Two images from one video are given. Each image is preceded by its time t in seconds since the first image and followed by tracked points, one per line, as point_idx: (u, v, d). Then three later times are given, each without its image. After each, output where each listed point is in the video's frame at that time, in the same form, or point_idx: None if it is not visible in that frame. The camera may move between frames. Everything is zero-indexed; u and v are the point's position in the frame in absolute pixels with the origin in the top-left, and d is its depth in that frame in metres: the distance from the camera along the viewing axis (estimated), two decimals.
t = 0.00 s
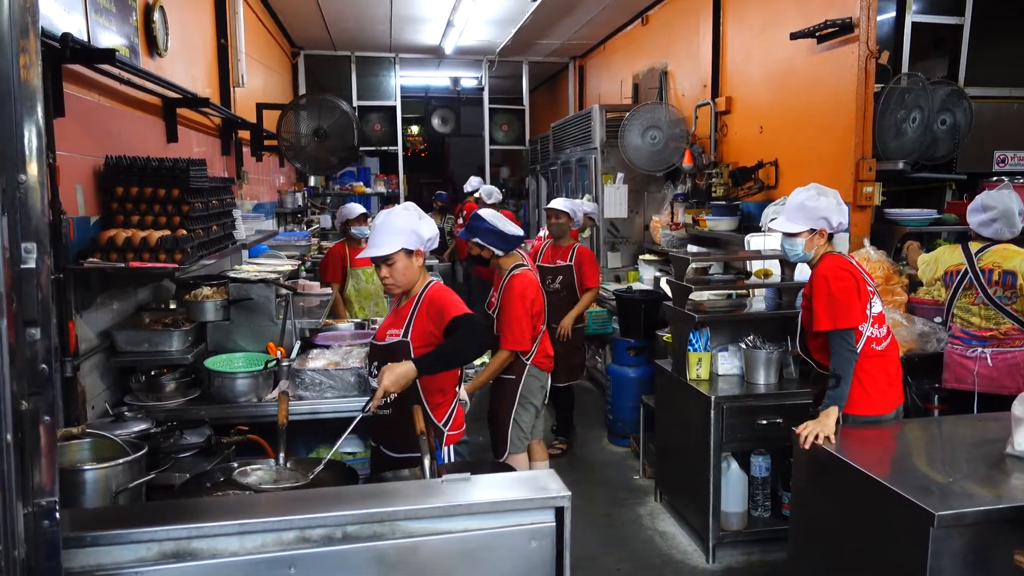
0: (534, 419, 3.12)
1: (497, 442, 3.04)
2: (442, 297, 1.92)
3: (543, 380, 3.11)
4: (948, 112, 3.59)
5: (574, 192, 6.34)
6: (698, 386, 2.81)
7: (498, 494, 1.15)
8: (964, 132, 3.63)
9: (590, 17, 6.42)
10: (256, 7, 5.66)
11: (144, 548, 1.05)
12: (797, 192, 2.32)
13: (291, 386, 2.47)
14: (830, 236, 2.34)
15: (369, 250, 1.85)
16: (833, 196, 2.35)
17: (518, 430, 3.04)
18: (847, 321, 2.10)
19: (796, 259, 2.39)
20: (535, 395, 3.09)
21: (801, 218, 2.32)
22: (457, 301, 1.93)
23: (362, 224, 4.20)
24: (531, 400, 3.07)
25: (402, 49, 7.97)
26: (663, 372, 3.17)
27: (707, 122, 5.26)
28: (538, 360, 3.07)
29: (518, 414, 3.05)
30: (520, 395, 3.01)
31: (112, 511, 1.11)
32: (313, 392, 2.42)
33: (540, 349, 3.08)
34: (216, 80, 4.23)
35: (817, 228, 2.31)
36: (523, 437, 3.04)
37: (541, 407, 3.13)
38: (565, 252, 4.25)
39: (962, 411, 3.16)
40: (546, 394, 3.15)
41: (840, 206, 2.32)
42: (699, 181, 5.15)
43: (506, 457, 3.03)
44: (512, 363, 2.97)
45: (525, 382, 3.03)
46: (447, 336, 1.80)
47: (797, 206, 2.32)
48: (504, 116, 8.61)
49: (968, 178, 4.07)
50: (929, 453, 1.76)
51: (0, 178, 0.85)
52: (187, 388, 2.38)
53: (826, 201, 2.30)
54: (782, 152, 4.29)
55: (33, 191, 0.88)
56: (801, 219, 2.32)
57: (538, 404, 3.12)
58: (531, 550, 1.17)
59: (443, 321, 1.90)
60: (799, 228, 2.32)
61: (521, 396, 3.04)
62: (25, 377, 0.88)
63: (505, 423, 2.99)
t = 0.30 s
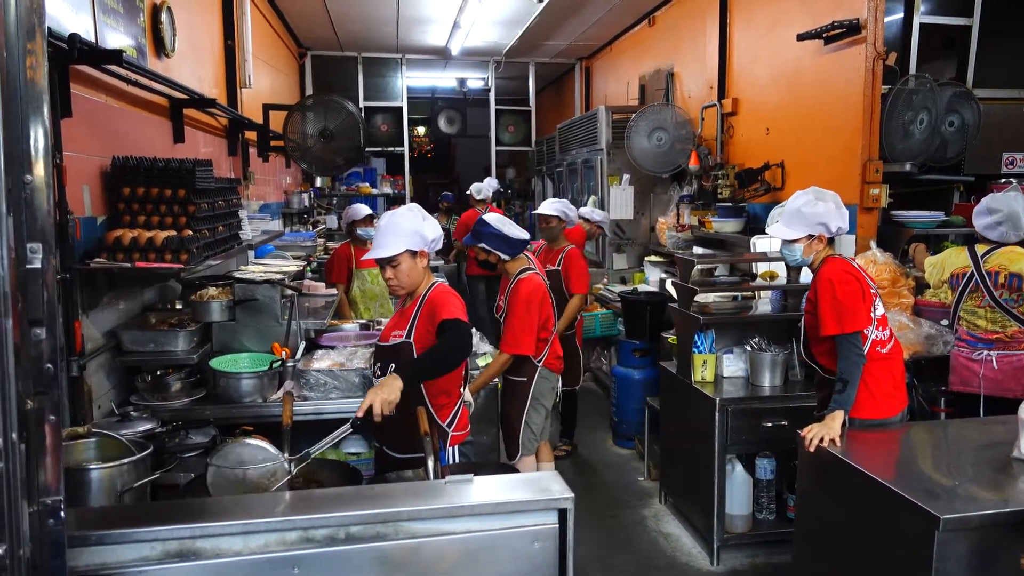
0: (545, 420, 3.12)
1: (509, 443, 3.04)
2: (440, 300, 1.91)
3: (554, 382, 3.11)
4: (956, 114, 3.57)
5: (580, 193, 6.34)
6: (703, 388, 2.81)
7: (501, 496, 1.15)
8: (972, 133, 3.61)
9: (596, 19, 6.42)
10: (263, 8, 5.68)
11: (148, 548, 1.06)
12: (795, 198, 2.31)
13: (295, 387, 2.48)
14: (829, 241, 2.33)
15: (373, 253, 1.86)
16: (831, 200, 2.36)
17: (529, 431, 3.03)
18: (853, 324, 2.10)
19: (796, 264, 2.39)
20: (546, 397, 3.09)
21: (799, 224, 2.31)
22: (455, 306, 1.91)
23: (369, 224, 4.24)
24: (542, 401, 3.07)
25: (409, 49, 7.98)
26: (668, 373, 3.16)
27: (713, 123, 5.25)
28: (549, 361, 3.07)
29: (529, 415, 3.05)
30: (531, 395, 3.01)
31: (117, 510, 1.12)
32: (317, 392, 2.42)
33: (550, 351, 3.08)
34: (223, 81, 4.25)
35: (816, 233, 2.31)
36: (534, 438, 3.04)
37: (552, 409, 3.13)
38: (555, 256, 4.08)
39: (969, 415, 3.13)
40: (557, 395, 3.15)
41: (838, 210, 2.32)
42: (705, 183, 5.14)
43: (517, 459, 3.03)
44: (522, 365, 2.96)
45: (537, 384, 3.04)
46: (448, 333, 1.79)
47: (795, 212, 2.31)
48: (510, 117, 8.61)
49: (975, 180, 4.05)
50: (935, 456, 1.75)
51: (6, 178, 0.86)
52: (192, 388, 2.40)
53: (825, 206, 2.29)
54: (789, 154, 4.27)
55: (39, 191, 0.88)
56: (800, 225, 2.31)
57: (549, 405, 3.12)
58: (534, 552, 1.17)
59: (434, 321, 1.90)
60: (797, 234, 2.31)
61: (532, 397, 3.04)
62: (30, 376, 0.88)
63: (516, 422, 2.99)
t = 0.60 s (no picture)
0: (541, 420, 3.12)
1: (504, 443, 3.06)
2: (442, 295, 1.92)
3: (550, 381, 3.10)
4: (957, 114, 3.57)
5: (581, 193, 6.34)
6: (702, 389, 2.81)
7: (500, 496, 1.15)
8: (973, 134, 3.61)
9: (597, 19, 6.43)
10: (265, 8, 5.69)
11: (147, 546, 1.06)
12: (793, 193, 2.31)
13: (295, 386, 2.48)
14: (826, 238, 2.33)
15: (371, 253, 1.86)
16: (829, 196, 2.35)
17: (523, 431, 3.05)
18: (851, 325, 2.10)
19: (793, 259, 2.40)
20: (542, 397, 3.08)
21: (795, 220, 2.32)
22: (455, 297, 1.93)
23: (369, 224, 4.25)
24: (537, 401, 3.07)
25: (410, 49, 7.98)
26: (668, 373, 3.16)
27: (713, 124, 5.25)
28: (546, 361, 3.06)
29: (524, 415, 3.06)
30: (526, 395, 3.01)
31: (117, 508, 1.12)
32: (317, 391, 2.42)
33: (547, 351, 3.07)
34: (224, 80, 4.25)
35: (811, 229, 2.31)
36: (529, 438, 3.05)
37: (548, 409, 3.13)
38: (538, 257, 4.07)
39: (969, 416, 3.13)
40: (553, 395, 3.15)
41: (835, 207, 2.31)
42: (705, 183, 5.14)
43: (512, 457, 3.04)
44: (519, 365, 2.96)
45: (532, 384, 3.04)
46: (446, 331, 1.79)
47: (791, 208, 2.32)
48: (511, 117, 8.61)
49: (976, 181, 4.05)
50: (935, 457, 1.75)
51: (7, 177, 0.86)
52: (193, 387, 2.40)
53: (822, 202, 2.28)
54: (789, 155, 4.27)
55: (41, 190, 0.88)
56: (796, 221, 2.31)
57: (545, 405, 3.12)
58: (533, 552, 1.17)
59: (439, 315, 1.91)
60: (793, 230, 2.32)
61: (527, 398, 3.04)
62: (31, 375, 0.88)
63: (510, 423, 2.99)
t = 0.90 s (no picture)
0: (540, 420, 3.14)
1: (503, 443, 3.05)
2: (446, 292, 1.93)
3: (549, 382, 3.10)
4: (957, 114, 3.57)
5: (580, 193, 6.34)
6: (702, 389, 2.81)
7: (500, 496, 1.15)
8: (973, 134, 3.61)
9: (597, 19, 6.43)
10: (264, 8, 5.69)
11: (147, 546, 1.06)
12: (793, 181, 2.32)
13: (295, 386, 2.48)
14: (817, 230, 2.32)
15: (374, 252, 1.86)
16: (830, 190, 2.32)
17: (522, 432, 3.06)
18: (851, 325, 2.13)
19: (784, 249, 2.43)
20: (541, 397, 3.09)
21: (787, 207, 2.33)
22: (460, 294, 1.94)
23: (369, 224, 4.24)
24: (536, 402, 3.08)
25: (410, 49, 7.97)
26: (668, 374, 3.17)
27: (713, 124, 5.25)
28: (544, 362, 3.05)
29: (523, 416, 3.07)
30: (524, 396, 3.01)
31: (117, 508, 1.12)
32: (317, 392, 2.42)
33: (546, 352, 3.06)
34: (223, 80, 4.25)
35: (801, 218, 2.31)
36: (528, 438, 3.06)
37: (547, 410, 3.14)
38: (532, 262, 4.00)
39: (967, 417, 3.14)
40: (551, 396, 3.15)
41: (833, 201, 2.29)
42: (705, 184, 5.14)
43: (511, 458, 3.04)
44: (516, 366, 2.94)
45: (531, 384, 3.04)
46: (444, 330, 1.79)
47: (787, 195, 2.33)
48: (510, 117, 8.61)
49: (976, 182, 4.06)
50: (934, 458, 1.75)
51: (7, 176, 0.86)
52: (193, 387, 2.41)
53: (817, 193, 2.28)
54: (789, 155, 4.27)
55: (40, 189, 0.88)
56: (788, 208, 2.33)
57: (543, 406, 3.12)
58: (533, 552, 1.17)
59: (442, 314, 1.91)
60: (783, 216, 2.34)
61: (526, 399, 3.05)
62: (30, 374, 0.88)
63: (510, 423, 2.99)
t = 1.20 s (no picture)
0: (540, 422, 3.11)
1: (502, 443, 3.07)
2: (460, 302, 1.92)
3: (548, 384, 3.07)
4: (957, 115, 3.59)
5: (581, 194, 6.35)
6: (703, 390, 2.81)
7: (501, 496, 1.15)
8: (974, 135, 3.62)
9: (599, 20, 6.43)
10: (266, 8, 5.69)
11: (148, 545, 1.06)
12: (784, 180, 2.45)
13: (296, 385, 2.48)
14: (792, 223, 2.40)
15: (382, 251, 1.85)
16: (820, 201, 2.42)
17: (520, 432, 3.04)
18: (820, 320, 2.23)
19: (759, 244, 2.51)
20: (539, 398, 3.07)
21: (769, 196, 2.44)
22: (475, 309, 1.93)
23: (370, 224, 4.24)
24: (532, 402, 3.04)
25: (411, 49, 7.98)
26: (668, 374, 3.17)
27: (714, 125, 5.25)
28: (543, 364, 3.03)
29: (520, 416, 3.04)
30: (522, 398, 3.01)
31: (118, 507, 1.12)
32: (318, 391, 2.42)
33: (545, 354, 3.04)
34: (225, 80, 4.25)
35: (781, 209, 2.41)
36: (527, 440, 3.04)
37: (546, 411, 3.11)
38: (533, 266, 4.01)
39: (967, 418, 3.12)
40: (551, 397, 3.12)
41: (816, 203, 2.37)
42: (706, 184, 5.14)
43: (511, 458, 3.04)
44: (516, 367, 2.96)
45: (529, 385, 3.01)
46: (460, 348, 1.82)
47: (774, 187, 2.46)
48: (512, 117, 8.62)
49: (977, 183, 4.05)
50: (935, 459, 1.75)
51: (10, 176, 0.86)
52: (194, 386, 2.40)
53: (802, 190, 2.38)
54: (790, 156, 4.27)
55: (42, 188, 0.88)
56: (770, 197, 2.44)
57: (542, 407, 3.10)
58: (534, 552, 1.17)
59: (458, 329, 1.90)
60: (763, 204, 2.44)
61: (523, 399, 3.04)
62: (32, 374, 0.88)
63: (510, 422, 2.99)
